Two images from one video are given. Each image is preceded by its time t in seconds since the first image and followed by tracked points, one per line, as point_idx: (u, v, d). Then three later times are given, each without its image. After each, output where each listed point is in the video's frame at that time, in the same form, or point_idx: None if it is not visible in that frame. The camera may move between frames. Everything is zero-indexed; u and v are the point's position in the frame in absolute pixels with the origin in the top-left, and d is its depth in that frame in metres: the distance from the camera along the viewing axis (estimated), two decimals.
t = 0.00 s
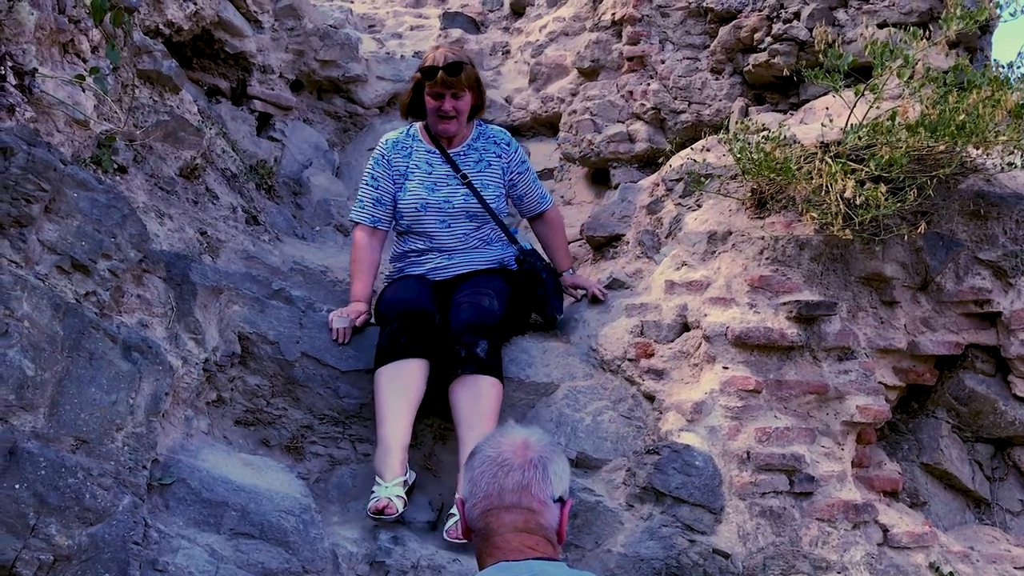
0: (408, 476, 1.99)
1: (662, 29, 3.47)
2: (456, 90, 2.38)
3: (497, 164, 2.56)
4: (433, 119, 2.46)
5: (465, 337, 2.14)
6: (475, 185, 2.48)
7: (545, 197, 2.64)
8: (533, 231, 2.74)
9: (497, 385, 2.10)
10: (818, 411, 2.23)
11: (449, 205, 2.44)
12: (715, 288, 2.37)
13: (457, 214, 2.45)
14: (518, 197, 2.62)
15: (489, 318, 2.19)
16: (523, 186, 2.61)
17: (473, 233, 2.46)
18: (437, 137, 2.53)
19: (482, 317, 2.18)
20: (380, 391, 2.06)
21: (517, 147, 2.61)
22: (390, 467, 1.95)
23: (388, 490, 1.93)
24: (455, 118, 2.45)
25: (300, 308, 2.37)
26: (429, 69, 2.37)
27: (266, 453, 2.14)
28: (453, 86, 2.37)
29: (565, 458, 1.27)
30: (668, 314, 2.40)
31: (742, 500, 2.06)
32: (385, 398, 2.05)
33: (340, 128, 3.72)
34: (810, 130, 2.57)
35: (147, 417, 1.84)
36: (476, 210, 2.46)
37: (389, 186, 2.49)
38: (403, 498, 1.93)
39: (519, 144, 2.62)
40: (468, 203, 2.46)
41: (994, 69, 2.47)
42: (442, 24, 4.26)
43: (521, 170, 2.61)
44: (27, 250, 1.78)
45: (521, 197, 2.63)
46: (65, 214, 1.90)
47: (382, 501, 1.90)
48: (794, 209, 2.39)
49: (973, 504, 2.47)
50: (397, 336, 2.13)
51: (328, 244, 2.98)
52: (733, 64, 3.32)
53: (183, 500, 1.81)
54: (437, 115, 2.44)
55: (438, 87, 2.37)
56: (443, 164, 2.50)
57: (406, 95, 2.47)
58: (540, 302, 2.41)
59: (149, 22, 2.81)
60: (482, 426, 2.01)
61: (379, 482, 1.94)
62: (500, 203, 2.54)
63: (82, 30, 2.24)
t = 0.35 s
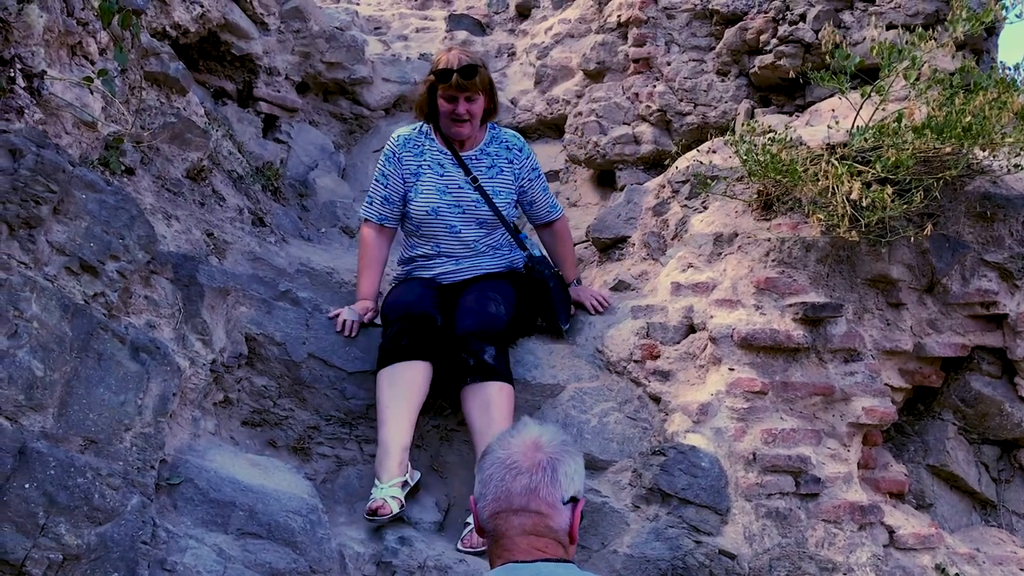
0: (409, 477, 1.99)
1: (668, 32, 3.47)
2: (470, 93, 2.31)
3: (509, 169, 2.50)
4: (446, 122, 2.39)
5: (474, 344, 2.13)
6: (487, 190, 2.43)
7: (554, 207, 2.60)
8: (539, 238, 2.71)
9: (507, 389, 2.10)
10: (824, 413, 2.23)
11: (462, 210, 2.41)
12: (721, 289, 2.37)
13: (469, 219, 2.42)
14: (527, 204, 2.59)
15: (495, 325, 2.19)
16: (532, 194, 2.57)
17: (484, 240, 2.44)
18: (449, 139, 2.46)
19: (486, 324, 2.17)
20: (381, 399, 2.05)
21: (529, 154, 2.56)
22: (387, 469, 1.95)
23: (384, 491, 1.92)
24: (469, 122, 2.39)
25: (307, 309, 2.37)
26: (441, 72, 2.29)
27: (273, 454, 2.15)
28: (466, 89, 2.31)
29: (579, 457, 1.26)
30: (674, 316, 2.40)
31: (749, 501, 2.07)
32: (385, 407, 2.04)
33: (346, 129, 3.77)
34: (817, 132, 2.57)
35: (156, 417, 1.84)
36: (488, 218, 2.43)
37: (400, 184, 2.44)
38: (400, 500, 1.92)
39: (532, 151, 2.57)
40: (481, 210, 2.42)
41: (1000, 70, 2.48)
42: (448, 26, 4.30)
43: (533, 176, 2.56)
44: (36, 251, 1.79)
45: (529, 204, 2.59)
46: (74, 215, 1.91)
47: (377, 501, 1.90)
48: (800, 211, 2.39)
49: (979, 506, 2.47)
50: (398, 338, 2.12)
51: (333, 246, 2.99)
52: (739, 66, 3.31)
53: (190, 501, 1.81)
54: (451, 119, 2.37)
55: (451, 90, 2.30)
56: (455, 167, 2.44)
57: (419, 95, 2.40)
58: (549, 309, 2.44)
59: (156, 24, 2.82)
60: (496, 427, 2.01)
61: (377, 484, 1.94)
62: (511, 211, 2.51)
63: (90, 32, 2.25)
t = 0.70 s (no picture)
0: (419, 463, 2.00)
1: (674, 26, 3.49)
2: (495, 82, 2.35)
3: (531, 164, 2.54)
4: (469, 113, 2.41)
5: (480, 340, 2.15)
6: (511, 185, 2.46)
7: (568, 206, 2.64)
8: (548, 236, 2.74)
9: (514, 385, 2.11)
10: (830, 406, 2.23)
11: (486, 202, 2.43)
12: (727, 283, 2.38)
13: (492, 211, 2.44)
14: (543, 199, 2.62)
15: (504, 320, 2.20)
16: (549, 190, 2.61)
17: (505, 232, 2.47)
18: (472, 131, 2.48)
19: (496, 318, 2.19)
20: (394, 387, 2.05)
21: (549, 150, 2.59)
22: (398, 453, 1.96)
23: (397, 471, 1.93)
24: (492, 112, 2.41)
25: (315, 303, 2.39)
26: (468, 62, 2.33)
27: (281, 447, 2.16)
28: (491, 79, 2.34)
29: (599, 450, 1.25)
30: (680, 310, 2.42)
31: (755, 494, 2.06)
32: (398, 396, 2.04)
33: (352, 124, 3.78)
34: (823, 126, 2.57)
35: (164, 410, 1.85)
36: (510, 210, 2.47)
37: (423, 173, 2.43)
38: (411, 482, 1.93)
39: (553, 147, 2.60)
40: (505, 203, 2.45)
41: (1007, 63, 2.47)
42: (453, 21, 4.32)
43: (552, 174, 2.60)
44: (46, 245, 1.80)
45: (545, 200, 2.62)
46: (84, 209, 1.92)
47: (388, 480, 1.90)
48: (806, 204, 2.39)
49: (984, 500, 2.48)
50: (411, 325, 2.12)
51: (340, 241, 3.00)
52: (745, 61, 3.30)
53: (200, 493, 1.82)
54: (474, 109, 2.39)
55: (477, 79, 2.33)
56: (481, 159, 2.45)
57: (444, 85, 2.43)
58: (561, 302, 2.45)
59: (163, 20, 2.83)
60: (501, 424, 2.02)
61: (388, 465, 1.95)
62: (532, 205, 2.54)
63: (99, 28, 2.26)
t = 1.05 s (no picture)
0: (427, 457, 2.02)
1: (683, 17, 3.47)
2: (506, 65, 2.38)
3: (537, 146, 2.57)
4: (478, 96, 2.45)
5: (486, 332, 2.11)
6: (516, 159, 2.49)
7: (575, 192, 2.64)
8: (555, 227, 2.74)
9: (523, 379, 2.09)
10: (839, 397, 2.23)
11: (492, 174, 2.45)
12: (736, 274, 2.37)
13: (498, 184, 2.45)
14: (550, 183, 2.63)
15: (509, 307, 2.17)
16: (556, 173, 2.62)
17: (513, 207, 2.47)
18: (477, 113, 2.53)
19: (501, 306, 2.15)
20: (400, 380, 2.05)
21: (554, 135, 2.63)
22: (408, 450, 1.98)
23: (407, 469, 1.95)
24: (500, 94, 2.46)
25: (323, 294, 2.40)
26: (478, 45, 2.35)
27: (291, 437, 2.17)
28: (501, 62, 2.37)
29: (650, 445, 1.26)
30: (689, 300, 2.41)
31: (763, 485, 2.07)
32: (405, 391, 2.04)
33: (360, 116, 3.77)
34: (832, 117, 2.56)
35: (175, 400, 1.86)
36: (517, 183, 2.47)
37: (427, 155, 2.46)
38: (420, 480, 1.96)
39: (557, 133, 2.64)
40: (511, 176, 2.47)
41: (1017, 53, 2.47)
42: (462, 11, 4.35)
43: (558, 158, 2.62)
44: (57, 236, 1.80)
45: (552, 184, 2.63)
46: (94, 200, 1.92)
47: (397, 478, 1.93)
48: (815, 194, 2.38)
49: (992, 491, 2.48)
50: (412, 314, 2.10)
51: (348, 232, 3.01)
52: (754, 51, 3.30)
53: (210, 482, 1.83)
54: (484, 91, 2.43)
55: (488, 63, 2.36)
56: (485, 138, 2.50)
57: (453, 68, 2.44)
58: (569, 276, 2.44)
59: (171, 11, 2.83)
60: (511, 424, 2.02)
61: (397, 462, 1.97)
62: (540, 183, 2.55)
63: (108, 19, 2.26)
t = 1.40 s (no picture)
0: (433, 461, 2.03)
1: (690, 12, 3.46)
2: (500, 66, 2.47)
3: (541, 145, 2.58)
4: (476, 99, 2.52)
5: (484, 332, 2.10)
6: (517, 161, 2.50)
7: (582, 190, 2.64)
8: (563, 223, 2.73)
9: (523, 379, 2.08)
10: (846, 393, 2.23)
11: (493, 175, 2.45)
12: (743, 270, 2.37)
13: (500, 185, 2.45)
14: (557, 183, 2.62)
15: (509, 308, 2.15)
16: (563, 173, 2.62)
17: (515, 208, 2.46)
18: (479, 118, 2.57)
19: (500, 307, 2.14)
20: (403, 383, 2.07)
21: (559, 135, 2.63)
22: (411, 456, 1.99)
23: (411, 480, 1.97)
24: (498, 97, 2.52)
25: (331, 290, 2.41)
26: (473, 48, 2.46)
27: (298, 432, 2.18)
28: (496, 63, 2.47)
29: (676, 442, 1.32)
30: (695, 296, 2.42)
31: (770, 481, 2.07)
32: (409, 393, 2.05)
33: (367, 111, 3.78)
34: (840, 113, 2.55)
35: (184, 395, 1.86)
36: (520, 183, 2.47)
37: (429, 158, 2.52)
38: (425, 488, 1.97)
39: (562, 131, 2.63)
40: (513, 175, 2.46)
41: None
42: (469, 7, 4.36)
43: (565, 157, 2.62)
44: (66, 231, 1.81)
45: (559, 183, 2.63)
46: (102, 196, 1.93)
47: (402, 490, 1.94)
48: (823, 190, 2.36)
49: (1000, 487, 2.48)
50: (410, 317, 2.11)
51: (356, 228, 3.02)
52: (762, 47, 3.28)
53: (218, 477, 1.84)
54: (481, 94, 2.50)
55: (483, 64, 2.46)
56: (487, 140, 2.52)
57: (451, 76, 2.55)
58: (573, 281, 2.39)
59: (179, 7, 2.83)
60: (516, 423, 2.02)
61: (402, 472, 1.99)
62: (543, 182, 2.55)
63: (116, 15, 2.27)
